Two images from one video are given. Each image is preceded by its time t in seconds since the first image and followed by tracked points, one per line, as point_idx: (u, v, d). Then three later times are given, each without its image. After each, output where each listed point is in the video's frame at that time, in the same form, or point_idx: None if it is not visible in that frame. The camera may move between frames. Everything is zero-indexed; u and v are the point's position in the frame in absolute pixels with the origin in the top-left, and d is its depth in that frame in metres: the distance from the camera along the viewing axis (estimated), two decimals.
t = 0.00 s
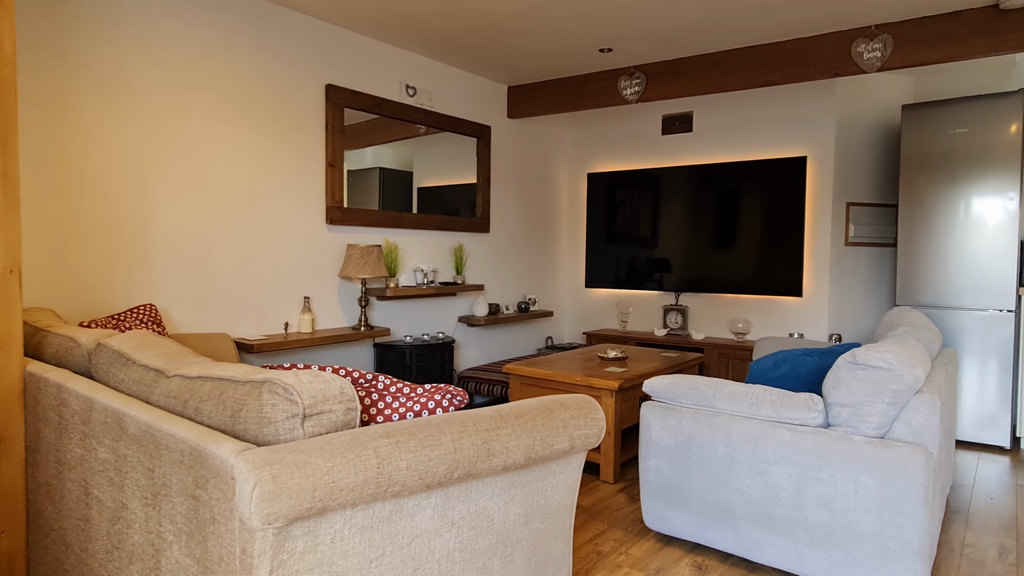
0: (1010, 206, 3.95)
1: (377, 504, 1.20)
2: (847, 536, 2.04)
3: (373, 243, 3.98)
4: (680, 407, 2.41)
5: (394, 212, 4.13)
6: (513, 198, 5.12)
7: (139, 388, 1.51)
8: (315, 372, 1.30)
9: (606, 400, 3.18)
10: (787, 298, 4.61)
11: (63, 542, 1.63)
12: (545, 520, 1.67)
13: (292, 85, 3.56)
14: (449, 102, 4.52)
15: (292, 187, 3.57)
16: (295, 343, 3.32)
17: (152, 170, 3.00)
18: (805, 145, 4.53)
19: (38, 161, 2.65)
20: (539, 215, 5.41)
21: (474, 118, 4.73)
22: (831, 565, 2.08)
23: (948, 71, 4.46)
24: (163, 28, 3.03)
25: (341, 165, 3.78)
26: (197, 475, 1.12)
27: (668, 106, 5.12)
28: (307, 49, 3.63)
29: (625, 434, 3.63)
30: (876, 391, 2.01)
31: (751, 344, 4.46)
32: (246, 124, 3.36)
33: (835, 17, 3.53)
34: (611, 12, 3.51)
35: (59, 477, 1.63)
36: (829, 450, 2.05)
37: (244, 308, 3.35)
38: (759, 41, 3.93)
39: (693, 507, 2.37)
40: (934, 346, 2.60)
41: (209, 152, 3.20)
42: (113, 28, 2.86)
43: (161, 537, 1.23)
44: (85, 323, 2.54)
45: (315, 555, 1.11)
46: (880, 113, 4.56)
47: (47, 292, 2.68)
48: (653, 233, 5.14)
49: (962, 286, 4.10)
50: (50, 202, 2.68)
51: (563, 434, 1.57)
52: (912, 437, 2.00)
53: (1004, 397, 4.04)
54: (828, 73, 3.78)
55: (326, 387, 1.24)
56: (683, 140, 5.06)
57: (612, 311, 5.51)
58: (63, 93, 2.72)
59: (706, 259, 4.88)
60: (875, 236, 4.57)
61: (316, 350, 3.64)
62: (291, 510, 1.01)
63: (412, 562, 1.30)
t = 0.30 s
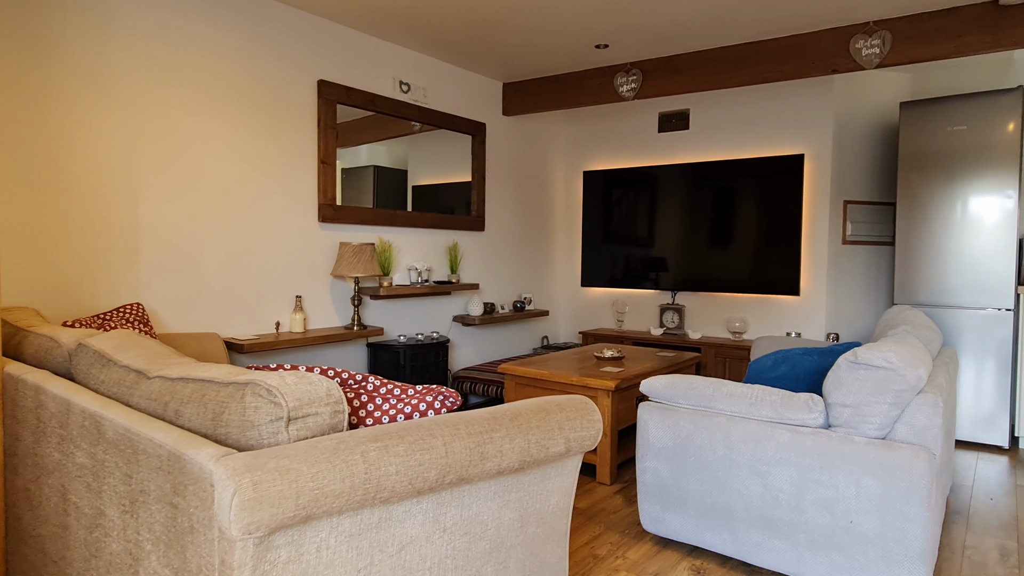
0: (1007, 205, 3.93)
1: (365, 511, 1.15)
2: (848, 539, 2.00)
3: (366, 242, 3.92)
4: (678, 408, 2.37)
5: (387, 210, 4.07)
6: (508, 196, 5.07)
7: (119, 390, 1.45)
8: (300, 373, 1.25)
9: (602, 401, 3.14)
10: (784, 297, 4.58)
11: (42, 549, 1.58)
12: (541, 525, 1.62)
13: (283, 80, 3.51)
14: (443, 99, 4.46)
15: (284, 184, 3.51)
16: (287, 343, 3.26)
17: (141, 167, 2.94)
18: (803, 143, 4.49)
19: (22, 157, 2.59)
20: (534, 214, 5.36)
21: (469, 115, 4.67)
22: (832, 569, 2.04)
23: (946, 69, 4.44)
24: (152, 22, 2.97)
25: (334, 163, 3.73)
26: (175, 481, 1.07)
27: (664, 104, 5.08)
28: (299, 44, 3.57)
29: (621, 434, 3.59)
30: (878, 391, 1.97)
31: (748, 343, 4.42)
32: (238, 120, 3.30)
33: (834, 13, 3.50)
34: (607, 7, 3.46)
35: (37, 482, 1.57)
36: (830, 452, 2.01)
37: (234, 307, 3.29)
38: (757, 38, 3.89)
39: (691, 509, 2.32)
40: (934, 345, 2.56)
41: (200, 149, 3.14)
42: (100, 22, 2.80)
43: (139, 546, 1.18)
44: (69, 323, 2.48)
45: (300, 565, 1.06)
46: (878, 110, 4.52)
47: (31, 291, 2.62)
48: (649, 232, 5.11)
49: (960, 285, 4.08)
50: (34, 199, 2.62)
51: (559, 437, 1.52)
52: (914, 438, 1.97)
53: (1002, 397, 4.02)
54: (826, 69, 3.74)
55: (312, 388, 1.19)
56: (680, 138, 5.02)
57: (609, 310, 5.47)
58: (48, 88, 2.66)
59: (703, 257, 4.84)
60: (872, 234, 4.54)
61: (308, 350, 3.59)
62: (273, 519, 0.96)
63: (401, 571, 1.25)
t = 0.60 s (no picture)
0: (1007, 204, 3.89)
1: (352, 522, 1.09)
2: (852, 545, 1.95)
3: (360, 241, 3.86)
4: (676, 410, 2.32)
5: (381, 209, 4.01)
6: (504, 195, 5.01)
7: (96, 394, 1.39)
8: (285, 377, 1.19)
9: (599, 402, 3.09)
10: (782, 297, 4.54)
11: (17, 558, 1.52)
12: (536, 533, 1.57)
13: (275, 77, 3.44)
14: (438, 96, 4.40)
15: (275, 182, 3.45)
16: (278, 343, 3.20)
17: (129, 164, 2.88)
18: (801, 141, 4.45)
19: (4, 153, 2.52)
20: (530, 213, 5.31)
21: (464, 112, 4.61)
22: None
23: (946, 66, 4.40)
24: (140, 17, 2.90)
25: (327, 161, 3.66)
26: (150, 492, 1.01)
27: (661, 102, 5.03)
28: (291, 40, 3.50)
29: (618, 436, 3.54)
30: (882, 393, 1.92)
31: (746, 344, 4.38)
32: (229, 117, 3.24)
33: (833, 9, 3.45)
34: (603, 3, 3.41)
35: (12, 490, 1.51)
36: (833, 456, 1.96)
37: (224, 307, 3.23)
38: (756, 34, 3.84)
39: (690, 514, 2.27)
40: (937, 345, 2.52)
41: (190, 146, 3.08)
42: (86, 16, 2.73)
43: (114, 560, 1.12)
44: (52, 324, 2.42)
45: None
46: (877, 108, 4.48)
47: (13, 291, 2.55)
48: (646, 231, 5.06)
49: (960, 285, 4.04)
50: (16, 197, 2.55)
51: (555, 442, 1.47)
52: (918, 442, 1.92)
53: (1002, 397, 3.98)
54: (825, 66, 3.69)
55: (296, 394, 1.13)
56: (677, 136, 4.97)
57: (605, 310, 5.42)
58: (31, 83, 2.59)
59: (701, 257, 4.80)
60: (871, 233, 4.50)
61: (300, 351, 3.52)
62: (252, 534, 0.90)
63: None
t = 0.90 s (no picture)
0: (1008, 203, 3.85)
1: (337, 536, 1.04)
2: (855, 552, 1.90)
3: (353, 240, 3.80)
4: (675, 413, 2.27)
5: (376, 208, 3.95)
6: (500, 194, 4.95)
7: (72, 399, 1.33)
8: (266, 382, 1.14)
9: (596, 404, 3.04)
10: (781, 297, 4.49)
11: None
12: (532, 541, 1.51)
13: (267, 73, 3.38)
14: (434, 93, 4.35)
15: (267, 181, 3.38)
16: (269, 345, 3.14)
17: (117, 162, 2.82)
18: (801, 139, 4.40)
19: None
20: (527, 212, 5.25)
21: (460, 110, 4.55)
22: None
23: (946, 64, 4.35)
24: (128, 11, 2.84)
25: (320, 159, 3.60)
26: (121, 506, 0.95)
27: (659, 100, 4.98)
28: (283, 35, 3.44)
29: (616, 439, 3.49)
30: (887, 396, 1.87)
31: (745, 344, 4.33)
32: (221, 115, 3.18)
33: (834, 6, 3.40)
34: None
35: None
36: (836, 461, 1.91)
37: (214, 308, 3.17)
38: (755, 31, 3.80)
39: (690, 520, 2.22)
40: (941, 347, 2.47)
41: (180, 144, 3.02)
42: (71, 10, 2.67)
43: None
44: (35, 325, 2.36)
45: None
46: (877, 106, 4.43)
47: None
48: (643, 231, 5.01)
49: (961, 285, 3.99)
50: None
51: (551, 448, 1.42)
52: (924, 446, 1.87)
53: (1004, 398, 3.94)
54: (826, 64, 3.65)
55: (279, 400, 1.08)
56: (675, 135, 4.92)
57: (602, 311, 5.37)
58: (15, 78, 2.52)
59: (699, 257, 4.75)
60: (871, 232, 4.46)
61: (293, 353, 3.46)
62: (227, 552, 0.84)
63: None
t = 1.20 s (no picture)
0: (1010, 201, 3.80)
1: (318, 549, 0.98)
2: (859, 558, 1.85)
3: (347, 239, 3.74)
4: (674, 416, 2.21)
5: (370, 206, 3.89)
6: (497, 193, 4.89)
7: (45, 404, 1.27)
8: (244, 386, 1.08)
9: (593, 406, 2.98)
10: (780, 296, 4.44)
11: None
12: (525, 550, 1.46)
13: (258, 68, 3.31)
14: (429, 90, 4.29)
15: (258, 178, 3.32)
16: (260, 346, 3.07)
17: (104, 159, 2.76)
18: (800, 137, 4.35)
19: None
20: (524, 211, 5.19)
21: (455, 107, 4.49)
22: None
23: (947, 61, 4.31)
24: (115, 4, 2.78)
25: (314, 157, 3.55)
26: (85, 519, 0.90)
27: (657, 97, 4.92)
28: (275, 30, 3.38)
29: (613, 441, 3.43)
30: (891, 398, 1.82)
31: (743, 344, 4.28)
32: (211, 111, 3.12)
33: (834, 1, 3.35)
34: None
35: None
36: (839, 465, 1.86)
37: (204, 307, 3.11)
38: (754, 27, 3.74)
39: (689, 525, 2.17)
40: (945, 347, 2.42)
41: (169, 141, 2.96)
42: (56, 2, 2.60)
43: None
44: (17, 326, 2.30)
45: None
46: (877, 104, 4.38)
47: None
48: (641, 230, 4.96)
49: (962, 284, 3.94)
50: None
51: (546, 454, 1.36)
52: (929, 450, 1.82)
53: (1006, 399, 3.89)
54: (826, 60, 3.60)
55: (257, 405, 1.02)
56: (673, 133, 4.87)
57: (600, 310, 5.31)
58: None
59: (697, 256, 4.70)
60: (872, 231, 4.40)
61: (284, 354, 3.40)
62: (195, 570, 0.79)
63: None
